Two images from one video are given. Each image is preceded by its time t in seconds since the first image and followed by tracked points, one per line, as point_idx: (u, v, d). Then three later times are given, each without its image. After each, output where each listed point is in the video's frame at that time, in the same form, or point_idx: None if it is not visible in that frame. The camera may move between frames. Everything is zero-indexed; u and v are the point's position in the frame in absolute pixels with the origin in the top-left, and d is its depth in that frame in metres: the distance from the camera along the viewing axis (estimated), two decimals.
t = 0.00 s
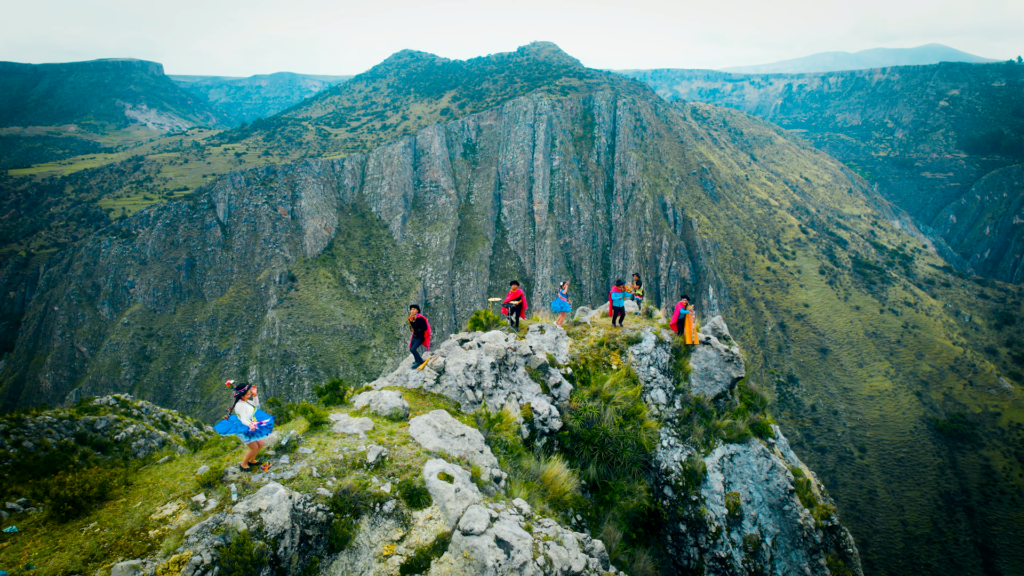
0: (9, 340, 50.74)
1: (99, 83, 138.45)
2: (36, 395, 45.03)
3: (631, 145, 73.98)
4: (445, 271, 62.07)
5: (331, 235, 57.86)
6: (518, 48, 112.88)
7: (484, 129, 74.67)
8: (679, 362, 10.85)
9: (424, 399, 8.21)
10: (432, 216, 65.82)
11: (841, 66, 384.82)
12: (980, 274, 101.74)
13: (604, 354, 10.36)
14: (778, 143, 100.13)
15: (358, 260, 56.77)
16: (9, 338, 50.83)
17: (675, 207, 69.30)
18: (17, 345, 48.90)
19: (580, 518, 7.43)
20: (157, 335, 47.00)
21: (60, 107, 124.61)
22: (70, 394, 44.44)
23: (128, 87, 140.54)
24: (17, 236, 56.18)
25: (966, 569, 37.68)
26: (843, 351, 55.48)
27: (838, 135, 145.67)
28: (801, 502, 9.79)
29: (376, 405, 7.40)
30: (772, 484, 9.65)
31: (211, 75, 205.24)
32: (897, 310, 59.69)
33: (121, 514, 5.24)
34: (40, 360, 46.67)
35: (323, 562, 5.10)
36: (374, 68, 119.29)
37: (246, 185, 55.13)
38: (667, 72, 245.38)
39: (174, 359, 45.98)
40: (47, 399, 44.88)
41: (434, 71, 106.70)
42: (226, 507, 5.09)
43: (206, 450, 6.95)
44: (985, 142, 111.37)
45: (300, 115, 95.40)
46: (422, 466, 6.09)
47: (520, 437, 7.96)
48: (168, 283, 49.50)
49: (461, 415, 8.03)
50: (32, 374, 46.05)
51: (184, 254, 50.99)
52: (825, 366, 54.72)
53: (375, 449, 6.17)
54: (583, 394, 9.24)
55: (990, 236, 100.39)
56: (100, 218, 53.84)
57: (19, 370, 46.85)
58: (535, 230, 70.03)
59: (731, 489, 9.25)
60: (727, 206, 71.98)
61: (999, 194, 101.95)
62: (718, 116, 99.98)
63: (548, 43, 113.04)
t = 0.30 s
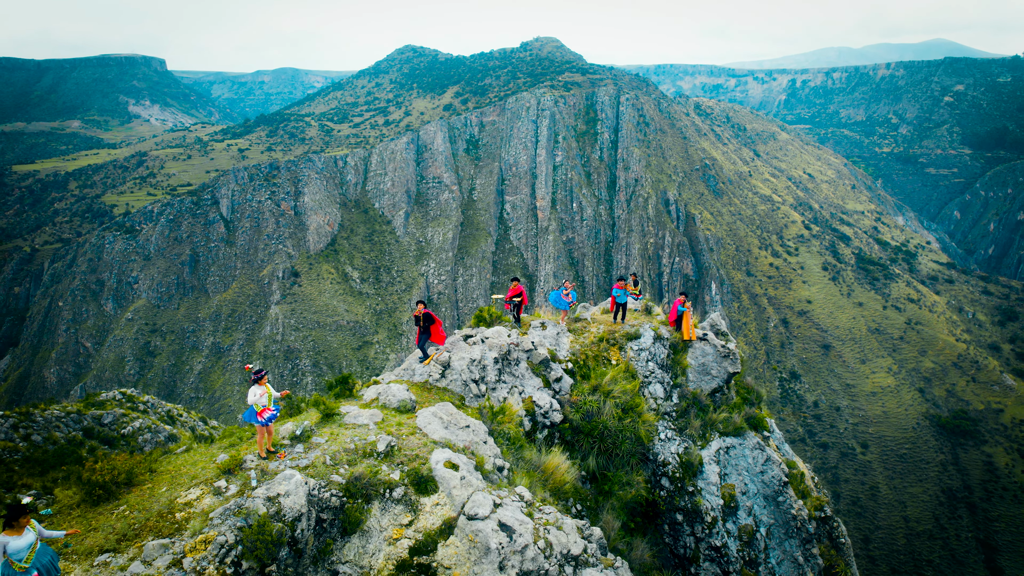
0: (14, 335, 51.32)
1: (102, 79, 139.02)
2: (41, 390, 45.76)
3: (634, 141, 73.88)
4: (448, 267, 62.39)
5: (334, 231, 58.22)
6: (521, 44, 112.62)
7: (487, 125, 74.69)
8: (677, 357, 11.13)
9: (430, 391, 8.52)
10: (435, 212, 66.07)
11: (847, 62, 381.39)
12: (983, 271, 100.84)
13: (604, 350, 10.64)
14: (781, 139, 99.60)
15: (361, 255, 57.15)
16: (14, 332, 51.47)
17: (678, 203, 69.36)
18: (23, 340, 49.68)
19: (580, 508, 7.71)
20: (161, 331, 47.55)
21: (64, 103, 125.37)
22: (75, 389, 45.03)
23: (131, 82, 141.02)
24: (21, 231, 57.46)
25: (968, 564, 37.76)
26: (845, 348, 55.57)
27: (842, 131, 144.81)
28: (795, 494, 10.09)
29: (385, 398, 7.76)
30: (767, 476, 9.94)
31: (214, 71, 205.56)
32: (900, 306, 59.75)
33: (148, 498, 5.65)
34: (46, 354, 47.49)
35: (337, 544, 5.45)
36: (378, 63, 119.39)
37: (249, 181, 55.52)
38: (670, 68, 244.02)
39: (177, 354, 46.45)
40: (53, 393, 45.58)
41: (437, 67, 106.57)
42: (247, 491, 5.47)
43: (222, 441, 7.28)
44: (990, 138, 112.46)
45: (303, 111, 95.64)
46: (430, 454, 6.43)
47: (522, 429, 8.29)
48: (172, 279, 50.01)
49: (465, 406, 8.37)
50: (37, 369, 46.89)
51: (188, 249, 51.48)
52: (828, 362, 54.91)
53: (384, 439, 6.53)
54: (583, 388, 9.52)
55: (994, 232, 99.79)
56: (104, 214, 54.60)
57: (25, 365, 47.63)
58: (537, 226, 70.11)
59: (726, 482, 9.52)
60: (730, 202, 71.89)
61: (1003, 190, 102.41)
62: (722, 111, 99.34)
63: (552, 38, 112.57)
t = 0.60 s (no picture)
0: (20, 330, 52.27)
1: (105, 74, 139.49)
2: (47, 384, 46.30)
3: (638, 136, 73.61)
4: (450, 263, 62.66)
5: (337, 227, 58.57)
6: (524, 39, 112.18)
7: (490, 121, 74.58)
8: (675, 352, 11.41)
9: (435, 386, 8.85)
10: (437, 208, 66.31)
11: (852, 57, 377.40)
12: (987, 267, 99.39)
13: (603, 345, 10.91)
14: (785, 135, 99.03)
15: (364, 251, 57.50)
16: (20, 328, 52.45)
17: (680, 199, 69.34)
18: (28, 336, 50.43)
19: (579, 498, 8.01)
20: (165, 326, 47.91)
21: (67, 99, 125.92)
22: (79, 383, 45.39)
23: (134, 78, 141.40)
24: (26, 227, 58.45)
25: (970, 560, 38.04)
26: (848, 344, 55.64)
27: (846, 127, 143.85)
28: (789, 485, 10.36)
29: (392, 391, 8.11)
30: (761, 468, 10.22)
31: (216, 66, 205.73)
32: (903, 303, 59.71)
33: (171, 484, 6.06)
34: (50, 349, 47.94)
35: (348, 528, 5.80)
36: (380, 59, 119.23)
37: (253, 177, 55.91)
38: (673, 63, 242.58)
39: (181, 350, 46.86)
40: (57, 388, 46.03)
41: (439, 63, 106.45)
42: (265, 478, 5.83)
43: (236, 433, 7.62)
44: (994, 134, 112.17)
45: (306, 106, 95.79)
46: (437, 444, 6.77)
47: (524, 422, 8.59)
48: (175, 274, 50.33)
49: (469, 399, 8.69)
50: (42, 364, 47.34)
51: (191, 245, 51.87)
52: (830, 359, 55.03)
53: (393, 430, 6.87)
54: (584, 383, 9.84)
55: (998, 228, 99.10)
56: (108, 210, 55.17)
57: (30, 359, 48.20)
58: (540, 222, 70.25)
59: (722, 473, 9.78)
60: (733, 197, 71.87)
61: (1008, 186, 101.37)
62: (724, 107, 98.80)
63: (554, 33, 112.03)
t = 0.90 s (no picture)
0: (25, 326, 53.40)
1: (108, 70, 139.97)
2: (52, 379, 46.81)
3: (641, 132, 73.43)
4: (453, 259, 63.01)
5: (340, 223, 58.92)
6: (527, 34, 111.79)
7: (493, 117, 74.45)
8: (672, 348, 11.72)
9: (440, 379, 9.18)
10: (440, 204, 66.52)
11: (857, 51, 372.99)
12: (991, 264, 98.90)
13: (603, 341, 11.21)
14: (788, 131, 98.40)
15: (367, 247, 57.89)
16: (25, 324, 53.53)
17: (683, 194, 69.22)
18: (33, 331, 51.22)
19: (579, 487, 8.31)
20: (169, 322, 48.36)
21: (71, 95, 126.67)
22: (84, 378, 45.92)
23: (137, 74, 141.76)
24: (31, 222, 59.20)
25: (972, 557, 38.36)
26: (851, 340, 55.68)
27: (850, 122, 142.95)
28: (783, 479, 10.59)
29: (400, 383, 8.47)
30: (758, 460, 10.39)
31: (219, 62, 205.76)
32: (906, 299, 59.67)
33: (192, 471, 6.43)
34: (55, 345, 48.43)
35: (359, 513, 6.13)
36: (383, 54, 119.10)
37: (256, 173, 56.65)
38: (677, 58, 240.84)
39: (185, 345, 47.34)
40: (62, 382, 46.50)
41: (442, 58, 106.21)
42: (281, 465, 6.17)
43: (253, 423, 7.97)
44: (999, 130, 110.91)
45: (308, 102, 95.84)
46: (443, 435, 7.08)
47: (526, 415, 8.90)
48: (179, 270, 50.73)
49: (473, 393, 9.01)
50: (47, 359, 47.81)
51: (195, 241, 52.37)
52: (833, 355, 55.10)
53: (401, 421, 7.21)
54: (584, 377, 10.15)
55: (1002, 224, 98.42)
56: (112, 205, 55.73)
57: (36, 355, 48.83)
58: (543, 218, 70.37)
59: (718, 466, 10.04)
60: (736, 193, 71.90)
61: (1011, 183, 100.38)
62: (728, 103, 98.14)
63: (557, 29, 111.53)
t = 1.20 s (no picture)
0: (29, 321, 54.56)
1: (112, 65, 140.49)
2: (56, 374, 47.34)
3: (643, 128, 73.37)
4: (456, 255, 63.35)
5: (343, 218, 59.24)
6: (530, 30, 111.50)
7: (496, 112, 74.40)
8: (671, 344, 11.97)
9: (445, 374, 9.49)
10: (443, 200, 66.76)
11: (862, 47, 369.13)
12: (995, 260, 97.90)
13: (603, 337, 11.50)
14: (792, 126, 97.85)
15: (370, 243, 58.22)
16: (30, 319, 54.82)
17: (686, 190, 69.03)
18: (38, 326, 52.16)
19: (579, 479, 8.61)
20: (173, 317, 48.83)
21: (74, 90, 127.34)
22: (88, 373, 46.48)
23: (140, 69, 142.15)
24: (36, 218, 60.00)
25: (974, 553, 38.55)
26: (853, 336, 55.69)
27: (854, 118, 141.87)
28: (777, 470, 10.90)
29: (407, 378, 8.82)
30: (753, 453, 10.75)
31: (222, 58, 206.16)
32: (909, 296, 59.66)
33: (211, 460, 6.79)
34: (60, 340, 49.12)
35: (370, 500, 6.45)
36: (386, 50, 119.22)
37: (259, 168, 56.85)
38: (681, 54, 239.26)
39: (188, 341, 47.77)
40: (67, 378, 47.06)
41: (444, 54, 106.03)
42: (295, 454, 6.52)
43: (266, 416, 8.31)
44: (1005, 126, 109.24)
45: (311, 97, 96.01)
46: (449, 427, 7.41)
47: (528, 408, 9.21)
48: (182, 266, 51.18)
49: (477, 387, 9.32)
50: (52, 353, 48.46)
51: (198, 237, 52.74)
52: (836, 351, 55.20)
53: (409, 413, 7.54)
54: (584, 372, 10.45)
55: (1006, 221, 97.37)
56: (115, 201, 56.29)
57: (42, 350, 49.51)
58: (546, 213, 70.32)
59: (714, 459, 10.33)
60: (739, 189, 71.88)
61: (1017, 178, 98.58)
62: (731, 98, 97.58)
63: (561, 24, 111.16)
